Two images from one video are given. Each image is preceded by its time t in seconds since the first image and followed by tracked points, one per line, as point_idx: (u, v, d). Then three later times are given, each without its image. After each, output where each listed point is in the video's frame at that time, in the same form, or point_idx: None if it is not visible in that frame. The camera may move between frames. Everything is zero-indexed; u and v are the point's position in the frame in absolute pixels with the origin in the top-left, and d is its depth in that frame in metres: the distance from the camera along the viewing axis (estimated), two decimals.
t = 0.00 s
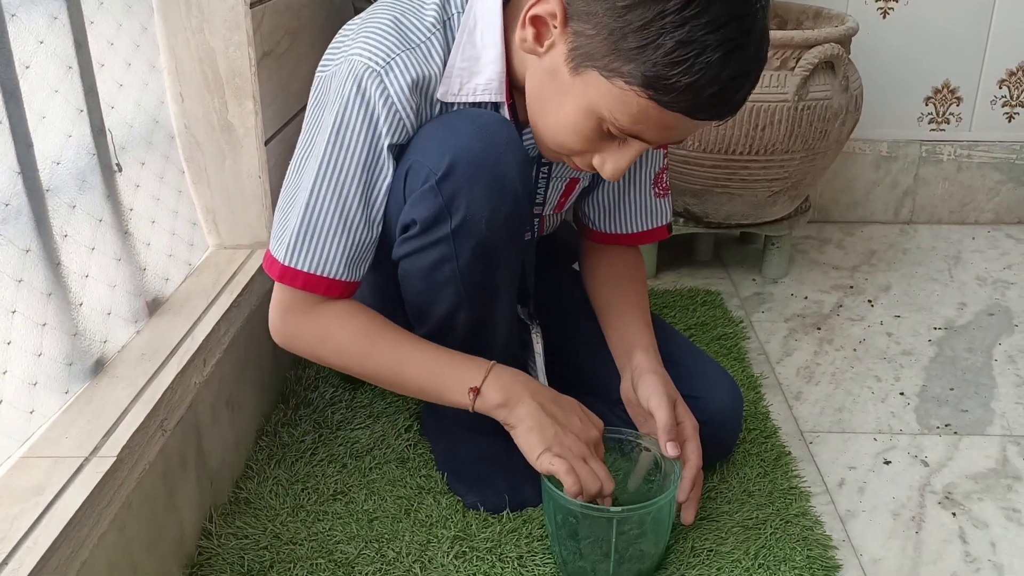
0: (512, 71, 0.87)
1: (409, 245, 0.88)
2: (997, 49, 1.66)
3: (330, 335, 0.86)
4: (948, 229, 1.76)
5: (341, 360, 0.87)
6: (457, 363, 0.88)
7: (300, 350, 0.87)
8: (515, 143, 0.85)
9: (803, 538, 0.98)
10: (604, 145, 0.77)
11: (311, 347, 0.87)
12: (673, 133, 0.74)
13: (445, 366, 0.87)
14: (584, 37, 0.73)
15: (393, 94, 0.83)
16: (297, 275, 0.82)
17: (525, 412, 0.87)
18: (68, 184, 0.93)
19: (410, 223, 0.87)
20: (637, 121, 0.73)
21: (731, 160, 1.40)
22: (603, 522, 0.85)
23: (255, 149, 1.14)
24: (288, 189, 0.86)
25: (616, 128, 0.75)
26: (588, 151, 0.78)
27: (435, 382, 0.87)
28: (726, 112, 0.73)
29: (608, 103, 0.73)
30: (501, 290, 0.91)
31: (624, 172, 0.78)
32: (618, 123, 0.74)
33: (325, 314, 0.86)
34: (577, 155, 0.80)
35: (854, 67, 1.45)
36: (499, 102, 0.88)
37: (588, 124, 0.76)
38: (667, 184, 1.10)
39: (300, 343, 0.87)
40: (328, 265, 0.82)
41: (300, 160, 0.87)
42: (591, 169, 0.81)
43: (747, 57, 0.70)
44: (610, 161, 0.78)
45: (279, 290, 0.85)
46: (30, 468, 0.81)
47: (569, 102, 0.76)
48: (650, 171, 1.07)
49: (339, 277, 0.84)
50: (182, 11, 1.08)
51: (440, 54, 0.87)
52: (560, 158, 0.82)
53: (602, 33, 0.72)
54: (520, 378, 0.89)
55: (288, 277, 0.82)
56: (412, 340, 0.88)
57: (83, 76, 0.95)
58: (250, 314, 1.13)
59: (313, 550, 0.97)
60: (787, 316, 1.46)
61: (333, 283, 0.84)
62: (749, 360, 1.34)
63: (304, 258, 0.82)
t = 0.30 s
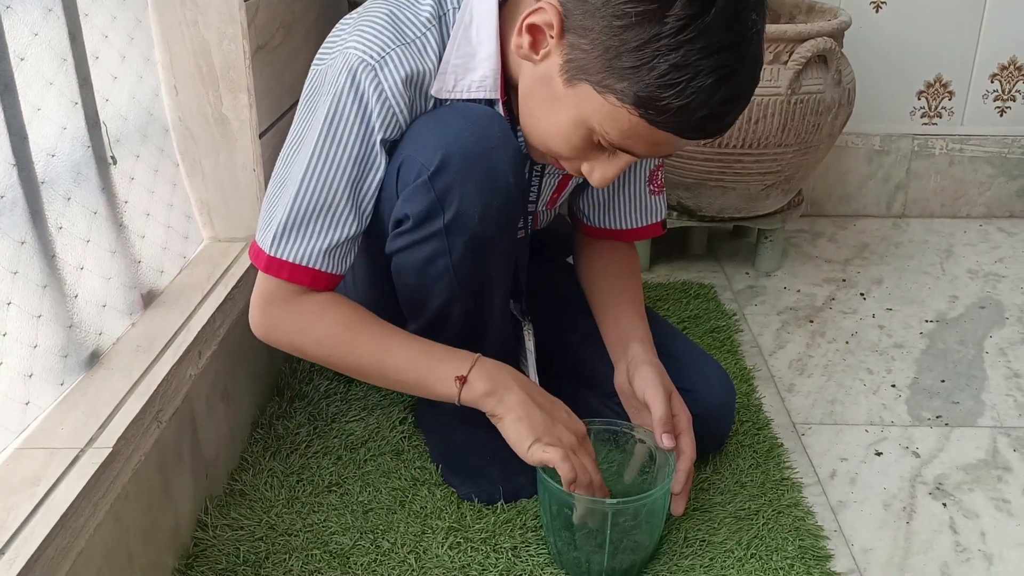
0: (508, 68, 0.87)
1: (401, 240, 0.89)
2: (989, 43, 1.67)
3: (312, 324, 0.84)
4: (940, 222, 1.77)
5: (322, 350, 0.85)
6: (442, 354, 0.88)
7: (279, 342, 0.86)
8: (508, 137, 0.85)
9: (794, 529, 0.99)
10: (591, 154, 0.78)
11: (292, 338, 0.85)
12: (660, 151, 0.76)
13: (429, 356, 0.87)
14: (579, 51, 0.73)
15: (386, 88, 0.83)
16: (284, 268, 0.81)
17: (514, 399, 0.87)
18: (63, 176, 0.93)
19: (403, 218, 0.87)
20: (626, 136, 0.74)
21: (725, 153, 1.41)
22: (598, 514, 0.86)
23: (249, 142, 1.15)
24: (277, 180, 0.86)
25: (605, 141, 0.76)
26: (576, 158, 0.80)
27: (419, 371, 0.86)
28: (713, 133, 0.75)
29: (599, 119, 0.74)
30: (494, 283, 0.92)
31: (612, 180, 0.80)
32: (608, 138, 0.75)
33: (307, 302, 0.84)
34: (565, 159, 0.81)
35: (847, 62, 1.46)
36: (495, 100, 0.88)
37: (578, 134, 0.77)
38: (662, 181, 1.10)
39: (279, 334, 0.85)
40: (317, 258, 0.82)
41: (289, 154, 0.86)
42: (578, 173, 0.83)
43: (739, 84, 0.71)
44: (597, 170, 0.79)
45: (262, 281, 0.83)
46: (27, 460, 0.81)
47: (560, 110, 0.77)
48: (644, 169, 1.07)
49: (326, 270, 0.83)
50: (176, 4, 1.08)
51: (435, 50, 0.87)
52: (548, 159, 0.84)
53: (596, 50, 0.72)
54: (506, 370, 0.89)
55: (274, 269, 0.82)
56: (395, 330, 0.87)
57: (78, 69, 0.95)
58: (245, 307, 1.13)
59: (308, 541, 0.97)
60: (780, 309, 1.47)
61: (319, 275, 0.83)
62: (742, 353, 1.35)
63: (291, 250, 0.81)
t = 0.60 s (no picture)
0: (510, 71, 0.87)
1: (401, 241, 0.89)
2: (986, 41, 1.67)
3: (311, 330, 0.83)
4: (937, 220, 1.78)
5: (317, 356, 0.84)
6: (438, 364, 0.88)
7: (274, 348, 0.83)
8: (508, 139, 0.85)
9: (792, 527, 0.99)
10: (591, 162, 0.79)
11: (290, 343, 0.83)
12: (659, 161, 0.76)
13: (429, 365, 0.87)
14: (581, 62, 0.73)
15: (391, 88, 0.83)
16: (286, 268, 0.80)
17: (514, 409, 0.88)
18: (60, 176, 0.93)
19: (403, 219, 0.87)
20: (626, 147, 0.75)
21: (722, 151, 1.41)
22: (594, 512, 0.86)
23: (246, 141, 1.14)
24: (273, 181, 0.84)
25: (605, 150, 0.76)
26: (575, 166, 0.80)
27: (421, 380, 0.86)
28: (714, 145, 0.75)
29: (599, 129, 0.74)
30: (494, 284, 0.92)
31: (609, 187, 0.80)
32: (608, 148, 0.76)
33: (306, 308, 0.83)
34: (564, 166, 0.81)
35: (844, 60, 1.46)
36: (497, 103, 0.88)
37: (578, 143, 0.77)
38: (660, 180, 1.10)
39: (277, 339, 0.83)
40: (320, 258, 0.80)
41: (287, 155, 0.85)
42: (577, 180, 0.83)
43: (741, 100, 0.71)
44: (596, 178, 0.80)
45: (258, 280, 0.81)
46: (26, 459, 0.81)
47: (561, 119, 0.77)
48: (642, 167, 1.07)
49: (325, 272, 0.81)
50: (173, 3, 1.08)
51: (437, 53, 0.87)
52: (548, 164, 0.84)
53: (599, 63, 0.72)
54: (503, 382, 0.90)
55: (275, 269, 0.80)
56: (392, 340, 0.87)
57: (75, 68, 0.94)
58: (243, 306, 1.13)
59: (306, 540, 0.97)
60: (777, 307, 1.48)
61: (319, 279, 0.82)
62: (739, 351, 1.35)
63: (294, 249, 0.79)
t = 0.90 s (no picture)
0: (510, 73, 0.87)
1: (400, 244, 0.89)
2: (984, 40, 1.67)
3: (291, 325, 0.82)
4: (935, 219, 1.78)
5: (298, 350, 0.83)
6: (423, 363, 0.87)
7: (253, 342, 0.83)
8: (509, 142, 0.85)
9: (790, 527, 0.99)
10: (587, 165, 0.79)
11: (270, 338, 0.82)
12: (655, 164, 0.76)
13: (412, 364, 0.86)
14: (578, 67, 0.73)
15: (390, 91, 0.83)
16: (272, 264, 0.79)
17: (496, 408, 0.87)
18: (60, 177, 0.93)
19: (402, 221, 0.88)
20: (622, 152, 0.75)
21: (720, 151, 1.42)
22: (590, 510, 0.86)
23: (246, 141, 1.14)
24: (266, 177, 0.84)
25: (601, 154, 0.76)
26: (571, 168, 0.80)
27: (403, 378, 0.85)
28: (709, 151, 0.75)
29: (595, 133, 0.75)
30: (493, 286, 0.92)
31: (605, 189, 0.80)
32: (604, 151, 0.76)
33: (288, 302, 0.82)
34: (560, 168, 0.81)
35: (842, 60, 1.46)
36: (496, 104, 0.88)
37: (574, 146, 0.77)
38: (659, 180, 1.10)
39: (258, 333, 0.82)
40: (307, 256, 0.80)
41: (282, 152, 0.85)
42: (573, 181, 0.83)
43: (737, 107, 0.71)
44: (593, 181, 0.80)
45: (242, 273, 0.80)
46: (26, 460, 0.81)
47: (557, 122, 0.77)
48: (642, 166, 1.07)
49: (311, 270, 0.81)
50: (172, 4, 1.08)
51: (437, 55, 0.87)
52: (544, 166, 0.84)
53: (596, 67, 0.72)
54: (487, 382, 0.89)
55: (261, 264, 0.79)
56: (376, 338, 0.86)
57: (75, 70, 0.94)
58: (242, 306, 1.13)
59: (306, 540, 0.97)
60: (775, 306, 1.48)
61: (305, 277, 0.81)
62: (738, 351, 1.35)
63: (280, 246, 0.79)
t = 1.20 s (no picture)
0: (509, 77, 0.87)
1: (401, 246, 0.89)
2: (984, 41, 1.68)
3: (299, 323, 0.82)
4: (935, 220, 1.78)
5: (306, 348, 0.83)
6: (431, 358, 0.87)
7: (262, 343, 0.83)
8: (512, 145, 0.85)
9: (791, 528, 0.99)
10: (583, 174, 0.79)
11: (277, 338, 0.82)
12: (650, 175, 0.77)
13: (419, 359, 0.87)
14: (574, 78, 0.73)
15: (389, 92, 0.83)
16: (275, 266, 0.79)
17: (507, 398, 0.87)
18: (59, 178, 0.93)
19: (402, 224, 0.88)
20: (618, 163, 0.75)
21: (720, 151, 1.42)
22: (592, 514, 0.86)
23: (246, 142, 1.14)
24: (267, 179, 0.84)
25: (597, 164, 0.77)
26: (567, 177, 0.80)
27: (411, 372, 0.86)
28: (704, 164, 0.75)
29: (591, 144, 0.75)
30: (494, 288, 0.92)
31: (600, 198, 0.80)
32: (600, 162, 0.76)
33: (294, 300, 0.82)
34: (557, 176, 0.82)
35: (842, 60, 1.46)
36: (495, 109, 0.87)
37: (570, 156, 0.77)
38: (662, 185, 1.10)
39: (264, 334, 0.82)
40: (309, 258, 0.80)
41: (282, 154, 0.85)
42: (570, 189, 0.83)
43: (731, 122, 0.71)
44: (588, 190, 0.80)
45: (247, 275, 0.81)
46: (26, 462, 0.81)
47: (554, 131, 0.77)
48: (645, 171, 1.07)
49: (315, 270, 0.81)
50: (172, 4, 1.07)
51: (437, 59, 0.86)
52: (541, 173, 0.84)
53: (591, 80, 0.72)
54: (494, 374, 0.90)
55: (264, 266, 0.79)
56: (382, 334, 0.87)
57: (75, 71, 0.94)
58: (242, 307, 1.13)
59: (306, 541, 0.97)
60: (776, 307, 1.48)
61: (309, 276, 0.81)
62: (738, 352, 1.35)
63: (282, 249, 0.79)
